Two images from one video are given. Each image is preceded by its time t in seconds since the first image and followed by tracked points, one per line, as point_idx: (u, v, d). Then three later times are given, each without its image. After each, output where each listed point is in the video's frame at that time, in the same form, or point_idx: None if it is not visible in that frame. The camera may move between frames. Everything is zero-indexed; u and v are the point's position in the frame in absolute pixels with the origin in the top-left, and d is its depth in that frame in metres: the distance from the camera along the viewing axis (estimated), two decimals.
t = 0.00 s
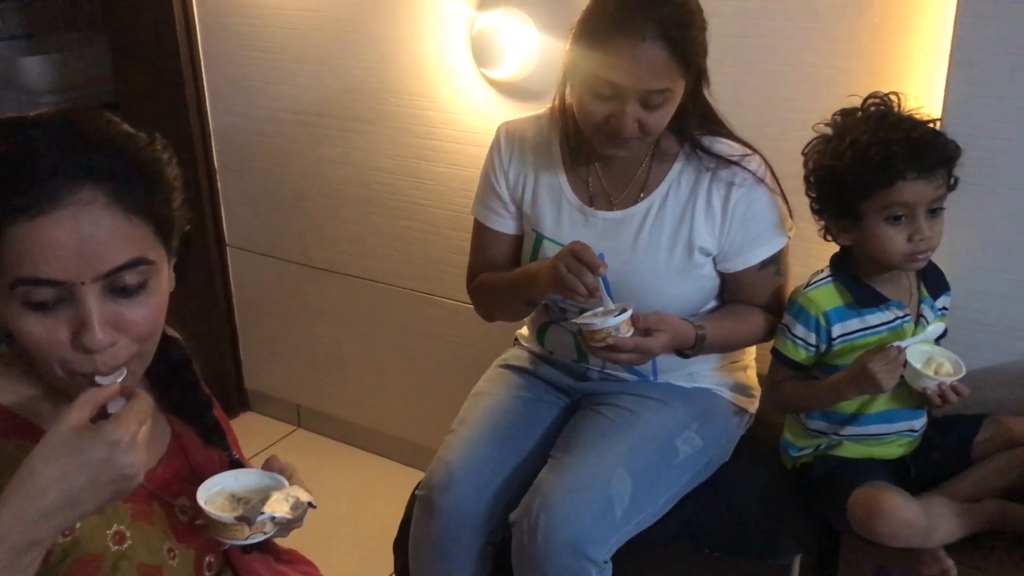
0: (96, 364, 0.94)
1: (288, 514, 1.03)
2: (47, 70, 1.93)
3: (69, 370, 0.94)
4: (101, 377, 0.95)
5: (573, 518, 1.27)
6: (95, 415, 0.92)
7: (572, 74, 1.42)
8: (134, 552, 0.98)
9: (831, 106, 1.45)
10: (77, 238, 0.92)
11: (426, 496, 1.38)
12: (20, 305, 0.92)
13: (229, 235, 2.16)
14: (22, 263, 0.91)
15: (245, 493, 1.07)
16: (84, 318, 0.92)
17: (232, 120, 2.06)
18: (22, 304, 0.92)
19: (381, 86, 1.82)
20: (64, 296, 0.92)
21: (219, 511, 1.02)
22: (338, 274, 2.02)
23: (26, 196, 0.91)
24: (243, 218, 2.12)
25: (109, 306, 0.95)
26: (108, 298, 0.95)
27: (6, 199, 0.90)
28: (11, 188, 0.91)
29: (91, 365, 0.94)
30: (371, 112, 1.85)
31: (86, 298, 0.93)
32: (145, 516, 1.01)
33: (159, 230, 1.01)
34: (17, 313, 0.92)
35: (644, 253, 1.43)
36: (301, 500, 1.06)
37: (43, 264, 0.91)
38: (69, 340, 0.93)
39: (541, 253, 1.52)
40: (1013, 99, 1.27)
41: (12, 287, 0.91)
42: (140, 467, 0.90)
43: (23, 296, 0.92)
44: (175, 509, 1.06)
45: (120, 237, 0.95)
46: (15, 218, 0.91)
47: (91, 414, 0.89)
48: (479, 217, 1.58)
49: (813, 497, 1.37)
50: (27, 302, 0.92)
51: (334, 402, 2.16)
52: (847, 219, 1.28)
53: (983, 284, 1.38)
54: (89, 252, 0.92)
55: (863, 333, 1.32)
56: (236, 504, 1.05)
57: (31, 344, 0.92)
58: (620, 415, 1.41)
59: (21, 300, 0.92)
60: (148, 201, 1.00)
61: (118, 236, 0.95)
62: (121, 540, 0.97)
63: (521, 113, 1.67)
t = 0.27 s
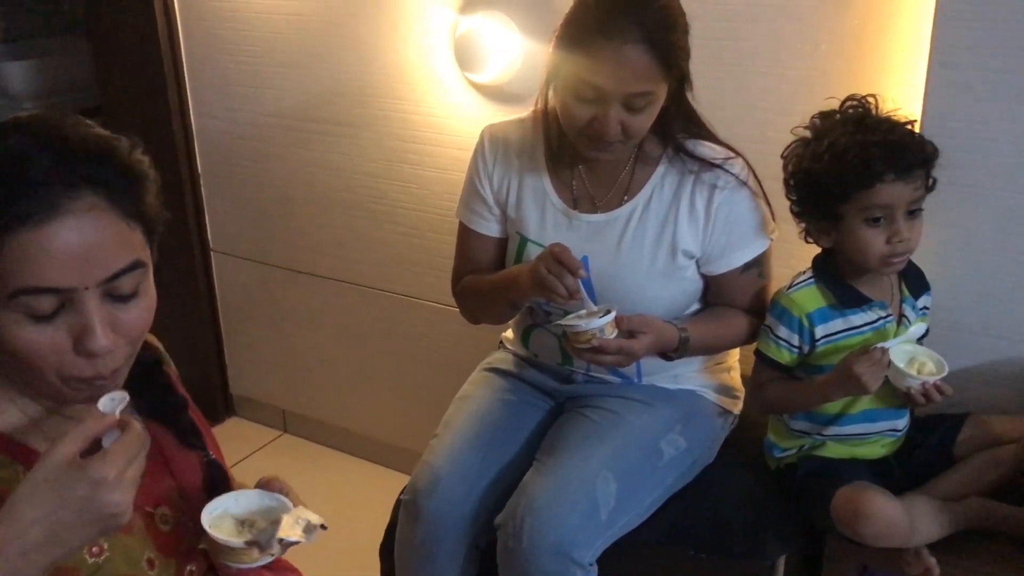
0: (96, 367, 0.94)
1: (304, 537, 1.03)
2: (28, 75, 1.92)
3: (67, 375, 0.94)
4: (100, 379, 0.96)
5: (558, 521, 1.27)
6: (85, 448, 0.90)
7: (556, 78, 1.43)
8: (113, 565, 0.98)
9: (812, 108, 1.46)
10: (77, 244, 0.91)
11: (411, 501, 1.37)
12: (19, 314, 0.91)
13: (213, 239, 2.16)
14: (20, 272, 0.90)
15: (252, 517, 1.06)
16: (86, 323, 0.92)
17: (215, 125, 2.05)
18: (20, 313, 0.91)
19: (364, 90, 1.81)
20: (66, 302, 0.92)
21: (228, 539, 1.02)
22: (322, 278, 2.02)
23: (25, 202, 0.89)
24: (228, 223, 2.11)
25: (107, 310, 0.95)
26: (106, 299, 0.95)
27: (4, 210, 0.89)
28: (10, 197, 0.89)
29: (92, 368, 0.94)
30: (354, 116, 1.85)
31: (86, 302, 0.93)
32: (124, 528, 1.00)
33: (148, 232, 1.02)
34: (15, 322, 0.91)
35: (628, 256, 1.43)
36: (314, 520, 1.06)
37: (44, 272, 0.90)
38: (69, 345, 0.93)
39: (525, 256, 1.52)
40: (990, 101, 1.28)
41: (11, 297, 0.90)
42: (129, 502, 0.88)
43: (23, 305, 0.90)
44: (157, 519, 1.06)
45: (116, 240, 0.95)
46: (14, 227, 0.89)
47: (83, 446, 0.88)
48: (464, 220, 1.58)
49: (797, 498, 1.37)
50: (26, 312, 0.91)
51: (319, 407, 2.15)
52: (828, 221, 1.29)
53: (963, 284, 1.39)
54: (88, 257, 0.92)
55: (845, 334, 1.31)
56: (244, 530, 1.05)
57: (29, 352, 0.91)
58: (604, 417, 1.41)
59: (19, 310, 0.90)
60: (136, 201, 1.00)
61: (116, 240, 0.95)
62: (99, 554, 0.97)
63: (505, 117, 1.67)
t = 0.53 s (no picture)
0: (112, 363, 0.96)
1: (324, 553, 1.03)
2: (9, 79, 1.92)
3: (81, 373, 0.94)
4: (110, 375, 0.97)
5: (542, 524, 1.27)
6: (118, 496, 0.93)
7: (538, 81, 1.43)
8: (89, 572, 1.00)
9: (791, 110, 1.47)
10: (101, 244, 0.93)
11: (394, 505, 1.37)
12: (42, 313, 0.90)
13: (195, 244, 2.15)
14: (49, 273, 0.90)
15: (265, 537, 1.06)
16: (107, 320, 0.94)
17: (196, 129, 2.04)
18: (43, 313, 0.91)
19: (346, 93, 1.81)
20: (88, 301, 0.93)
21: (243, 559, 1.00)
22: (305, 282, 2.01)
23: (50, 205, 0.90)
24: (210, 228, 2.10)
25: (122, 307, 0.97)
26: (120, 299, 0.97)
27: (36, 211, 0.90)
28: (41, 199, 0.90)
29: (107, 364, 0.96)
30: (335, 119, 1.84)
31: (106, 301, 0.94)
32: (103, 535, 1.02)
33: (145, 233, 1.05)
34: (34, 323, 0.90)
35: (610, 258, 1.44)
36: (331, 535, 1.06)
37: (71, 272, 0.91)
38: (88, 343, 0.93)
39: (508, 259, 1.52)
40: (967, 102, 1.29)
41: (36, 296, 0.90)
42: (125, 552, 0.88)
43: (47, 306, 0.90)
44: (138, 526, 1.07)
45: (132, 241, 0.98)
46: (40, 228, 0.90)
47: (101, 495, 0.90)
48: (446, 223, 1.57)
49: (780, 499, 1.37)
50: (49, 311, 0.91)
51: (303, 412, 2.14)
52: (806, 222, 1.29)
53: (942, 284, 1.40)
54: (111, 256, 0.94)
55: (825, 334, 1.32)
56: (257, 550, 1.04)
57: (48, 352, 0.91)
58: (587, 420, 1.41)
59: (43, 309, 0.90)
60: (140, 205, 1.03)
61: (134, 241, 0.98)
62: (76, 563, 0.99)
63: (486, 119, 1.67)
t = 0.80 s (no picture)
0: (109, 359, 0.99)
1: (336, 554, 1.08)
2: None
3: (80, 370, 0.98)
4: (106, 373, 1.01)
5: (524, 528, 1.26)
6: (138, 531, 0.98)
7: (518, 83, 1.42)
8: None
9: (771, 111, 1.47)
10: (99, 245, 0.97)
11: (375, 510, 1.36)
12: (46, 311, 0.94)
13: (175, 249, 2.13)
14: (54, 271, 0.94)
15: (268, 545, 1.08)
16: (107, 318, 0.98)
17: (175, 133, 2.02)
18: (47, 310, 0.94)
19: (325, 97, 1.80)
20: (90, 298, 0.97)
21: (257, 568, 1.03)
22: (286, 286, 2.00)
23: (50, 208, 0.94)
24: (189, 232, 2.09)
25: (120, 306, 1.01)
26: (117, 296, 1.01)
27: (45, 210, 0.94)
28: (49, 199, 0.95)
29: (105, 361, 0.99)
30: (315, 123, 1.84)
31: (105, 298, 0.98)
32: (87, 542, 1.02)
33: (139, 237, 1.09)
34: (37, 321, 0.94)
35: (591, 261, 1.44)
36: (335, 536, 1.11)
37: (72, 271, 0.95)
38: (88, 340, 0.97)
39: (489, 262, 1.51)
40: (944, 102, 1.30)
41: (42, 294, 0.94)
42: None
43: (51, 303, 0.94)
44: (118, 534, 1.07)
45: (130, 242, 1.02)
46: (41, 231, 0.94)
47: (130, 525, 0.96)
48: (427, 227, 1.56)
49: (762, 500, 1.38)
50: (53, 309, 0.95)
51: (285, 417, 2.13)
52: (785, 222, 1.30)
53: (921, 284, 1.40)
54: (112, 255, 0.99)
55: (805, 335, 1.32)
56: (265, 559, 1.06)
57: (49, 349, 0.95)
58: (569, 423, 1.41)
59: (48, 306, 0.94)
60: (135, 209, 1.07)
61: (133, 240, 1.02)
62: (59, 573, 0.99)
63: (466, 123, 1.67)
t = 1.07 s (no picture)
0: (92, 359, 1.00)
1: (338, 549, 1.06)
2: None
3: (64, 370, 0.98)
4: (89, 372, 1.02)
5: (505, 532, 1.26)
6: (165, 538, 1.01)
7: (497, 85, 1.41)
8: None
9: (749, 113, 1.47)
10: (85, 244, 0.98)
11: (356, 517, 1.35)
12: (33, 310, 0.95)
13: (153, 255, 2.11)
14: (41, 270, 0.95)
15: (263, 547, 1.07)
16: (93, 317, 0.99)
17: (153, 139, 2.01)
18: (33, 309, 0.95)
19: (303, 101, 1.79)
20: (76, 297, 0.98)
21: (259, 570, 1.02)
22: (266, 291, 1.99)
23: (37, 207, 0.95)
24: (168, 237, 2.07)
25: (103, 306, 1.02)
26: (100, 295, 1.02)
27: (33, 210, 0.95)
28: (36, 198, 0.95)
29: (89, 360, 1.00)
30: (293, 127, 1.83)
31: (89, 297, 0.99)
32: (59, 552, 1.02)
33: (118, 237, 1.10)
34: (23, 320, 0.94)
35: (571, 264, 1.43)
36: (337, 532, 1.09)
37: (58, 269, 0.96)
38: (72, 340, 0.98)
39: (468, 265, 1.50)
40: (919, 103, 1.31)
41: (29, 292, 0.94)
42: None
43: (38, 303, 0.95)
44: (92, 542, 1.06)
45: (113, 243, 1.03)
46: (27, 231, 0.94)
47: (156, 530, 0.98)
48: (406, 230, 1.54)
49: (743, 502, 1.38)
50: (40, 308, 0.95)
51: (266, 423, 2.12)
52: (764, 222, 1.30)
53: (899, 284, 1.41)
54: (98, 254, 1.00)
55: (784, 338, 1.32)
56: (265, 561, 1.05)
57: (35, 349, 0.95)
58: (549, 427, 1.41)
59: (34, 305, 0.95)
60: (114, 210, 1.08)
61: (116, 240, 1.02)
62: None
63: (445, 126, 1.66)
